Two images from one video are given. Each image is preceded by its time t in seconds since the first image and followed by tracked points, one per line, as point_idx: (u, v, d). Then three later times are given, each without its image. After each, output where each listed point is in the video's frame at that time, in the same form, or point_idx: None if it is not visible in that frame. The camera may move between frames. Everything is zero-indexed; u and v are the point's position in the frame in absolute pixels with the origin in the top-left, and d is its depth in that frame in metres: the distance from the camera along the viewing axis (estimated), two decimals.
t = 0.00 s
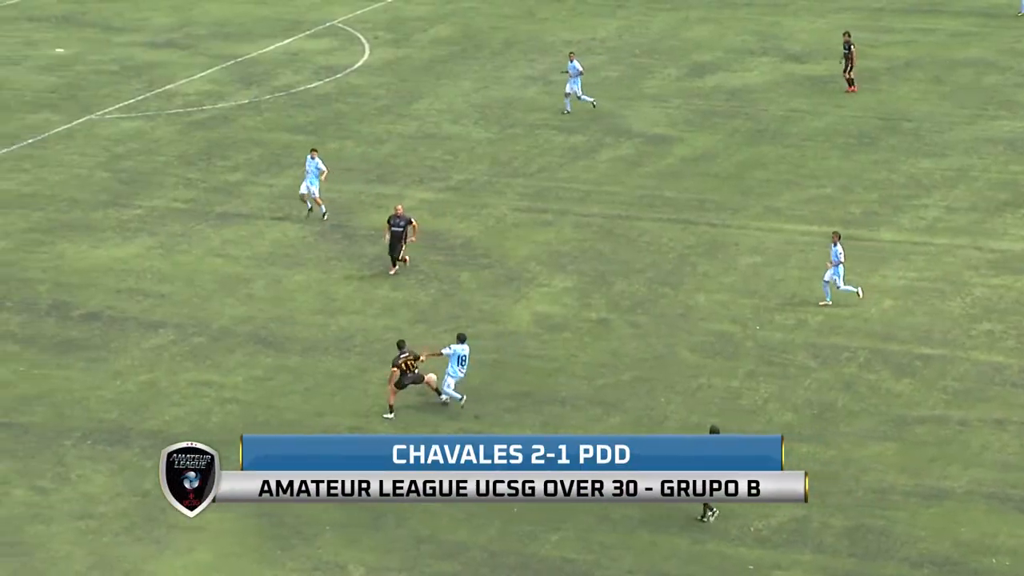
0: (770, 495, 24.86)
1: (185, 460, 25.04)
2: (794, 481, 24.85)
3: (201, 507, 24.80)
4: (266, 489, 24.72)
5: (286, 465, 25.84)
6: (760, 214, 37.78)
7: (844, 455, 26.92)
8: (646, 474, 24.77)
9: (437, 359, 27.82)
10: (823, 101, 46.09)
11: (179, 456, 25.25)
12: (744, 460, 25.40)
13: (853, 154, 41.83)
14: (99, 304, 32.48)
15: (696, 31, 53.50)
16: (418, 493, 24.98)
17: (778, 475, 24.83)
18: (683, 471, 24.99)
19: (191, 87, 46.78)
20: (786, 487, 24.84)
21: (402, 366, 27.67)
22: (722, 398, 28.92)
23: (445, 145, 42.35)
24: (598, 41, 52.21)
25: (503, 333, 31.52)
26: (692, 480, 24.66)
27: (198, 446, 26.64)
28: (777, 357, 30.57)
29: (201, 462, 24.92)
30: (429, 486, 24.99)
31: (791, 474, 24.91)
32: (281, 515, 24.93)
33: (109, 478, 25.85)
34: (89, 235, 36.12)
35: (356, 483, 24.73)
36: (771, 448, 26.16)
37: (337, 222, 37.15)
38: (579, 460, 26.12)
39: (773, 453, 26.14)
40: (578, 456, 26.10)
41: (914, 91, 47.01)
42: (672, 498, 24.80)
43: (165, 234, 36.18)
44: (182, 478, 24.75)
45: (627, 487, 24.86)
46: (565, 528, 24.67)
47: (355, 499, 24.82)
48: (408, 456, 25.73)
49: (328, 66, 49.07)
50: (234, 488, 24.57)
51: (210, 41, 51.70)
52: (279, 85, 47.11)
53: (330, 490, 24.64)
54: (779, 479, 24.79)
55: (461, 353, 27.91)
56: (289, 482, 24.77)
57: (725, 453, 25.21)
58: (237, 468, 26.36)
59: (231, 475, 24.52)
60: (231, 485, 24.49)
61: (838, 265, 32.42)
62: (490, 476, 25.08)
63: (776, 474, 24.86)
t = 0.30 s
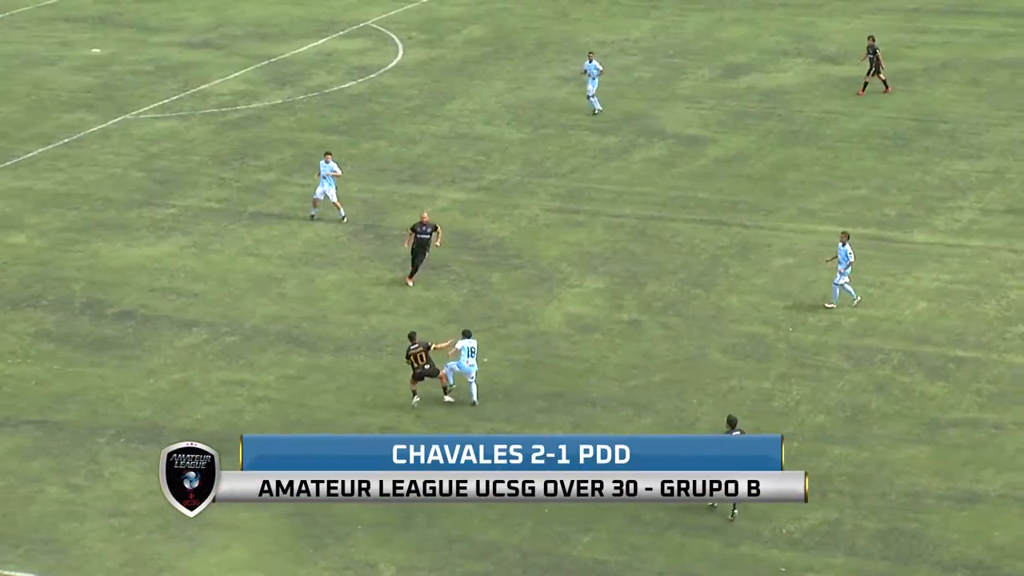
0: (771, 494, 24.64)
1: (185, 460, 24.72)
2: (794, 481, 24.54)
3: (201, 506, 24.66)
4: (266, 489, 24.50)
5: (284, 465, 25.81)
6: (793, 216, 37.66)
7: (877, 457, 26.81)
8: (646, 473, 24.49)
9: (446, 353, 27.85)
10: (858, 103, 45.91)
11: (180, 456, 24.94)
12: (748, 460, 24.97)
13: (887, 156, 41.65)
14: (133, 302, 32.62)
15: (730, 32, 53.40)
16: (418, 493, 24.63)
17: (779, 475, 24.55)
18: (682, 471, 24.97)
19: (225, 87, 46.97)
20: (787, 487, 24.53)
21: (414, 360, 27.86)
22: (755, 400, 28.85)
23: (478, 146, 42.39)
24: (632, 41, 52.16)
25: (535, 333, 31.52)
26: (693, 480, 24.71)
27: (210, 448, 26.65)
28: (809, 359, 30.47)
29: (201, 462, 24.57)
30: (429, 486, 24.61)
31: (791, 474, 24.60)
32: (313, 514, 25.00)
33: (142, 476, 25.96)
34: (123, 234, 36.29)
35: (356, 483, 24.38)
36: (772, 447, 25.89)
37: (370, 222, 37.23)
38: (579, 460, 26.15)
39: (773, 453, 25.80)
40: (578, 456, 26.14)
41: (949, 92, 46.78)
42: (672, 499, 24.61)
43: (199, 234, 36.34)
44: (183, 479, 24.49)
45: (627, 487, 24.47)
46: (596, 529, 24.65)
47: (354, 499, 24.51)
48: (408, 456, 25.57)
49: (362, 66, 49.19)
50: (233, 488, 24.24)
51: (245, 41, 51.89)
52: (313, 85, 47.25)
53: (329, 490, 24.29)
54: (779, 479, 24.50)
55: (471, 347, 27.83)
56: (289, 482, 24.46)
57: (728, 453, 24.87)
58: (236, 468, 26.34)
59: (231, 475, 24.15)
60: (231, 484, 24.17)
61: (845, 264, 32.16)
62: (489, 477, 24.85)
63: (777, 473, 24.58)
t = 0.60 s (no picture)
0: (770, 494, 24.98)
1: (185, 460, 24.97)
2: (794, 481, 24.83)
3: (201, 506, 24.83)
4: (266, 489, 24.79)
5: (285, 464, 25.95)
6: (814, 217, 37.56)
7: (897, 459, 26.72)
8: (646, 473, 24.76)
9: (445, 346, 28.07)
10: (879, 104, 45.75)
11: (179, 456, 25.17)
12: (749, 459, 25.25)
13: (909, 157, 41.49)
14: (154, 302, 32.70)
15: (751, 33, 53.29)
16: (418, 493, 24.87)
17: (779, 475, 24.87)
18: (682, 471, 25.32)
19: (246, 88, 47.05)
20: (786, 488, 24.82)
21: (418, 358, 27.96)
22: (775, 401, 28.78)
23: (498, 147, 42.38)
24: (652, 42, 52.07)
25: (554, 334, 31.50)
26: (693, 481, 25.04)
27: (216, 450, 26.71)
28: (829, 360, 30.39)
29: (201, 462, 24.83)
30: (429, 486, 24.88)
31: (791, 474, 24.90)
32: (332, 515, 25.02)
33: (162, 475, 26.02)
34: (144, 233, 36.39)
35: (356, 483, 24.72)
36: (771, 447, 25.83)
37: (390, 223, 37.27)
38: (579, 460, 26.31)
39: (772, 453, 25.80)
40: (578, 457, 26.30)
41: (971, 93, 46.59)
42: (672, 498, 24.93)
43: (219, 234, 36.41)
44: (183, 479, 24.71)
45: (627, 487, 24.78)
46: (614, 531, 24.62)
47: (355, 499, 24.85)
48: (408, 456, 25.83)
49: (382, 67, 49.23)
50: (233, 488, 24.57)
51: (267, 42, 51.97)
52: (334, 86, 47.30)
53: (330, 490, 24.64)
54: (779, 479, 24.83)
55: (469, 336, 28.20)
56: (289, 482, 24.80)
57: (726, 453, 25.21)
58: (236, 468, 26.38)
59: (232, 475, 24.49)
60: (231, 484, 24.51)
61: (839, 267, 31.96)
62: (490, 477, 25.06)
63: (776, 474, 24.89)
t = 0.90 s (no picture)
0: (770, 495, 25.08)
1: (185, 460, 25.00)
2: (794, 481, 24.89)
3: (201, 506, 24.84)
4: (266, 489, 24.87)
5: (287, 464, 25.93)
6: (826, 218, 37.53)
7: (909, 461, 26.68)
8: (646, 474, 24.82)
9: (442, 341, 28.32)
10: (891, 105, 45.70)
11: (179, 456, 25.20)
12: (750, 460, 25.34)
13: (921, 159, 41.43)
14: (166, 303, 32.78)
15: (763, 34, 53.24)
16: (419, 493, 25.03)
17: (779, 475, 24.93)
18: (683, 471, 25.37)
19: (258, 89, 47.14)
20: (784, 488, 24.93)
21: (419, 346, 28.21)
22: (786, 403, 28.76)
23: (510, 148, 42.40)
24: (664, 44, 52.06)
25: (566, 335, 31.51)
26: (693, 481, 25.12)
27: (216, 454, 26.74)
28: (841, 362, 30.35)
29: (201, 462, 24.86)
30: (429, 487, 25.05)
31: (791, 474, 24.96)
32: (342, 515, 25.06)
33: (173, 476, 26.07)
34: (157, 234, 36.48)
35: (356, 483, 24.85)
36: (771, 447, 25.55)
37: (402, 224, 37.30)
38: (579, 460, 26.36)
39: (773, 453, 25.56)
40: (578, 457, 26.35)
41: (983, 95, 46.51)
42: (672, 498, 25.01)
43: (231, 235, 36.47)
44: (183, 478, 24.74)
45: (627, 487, 24.87)
46: (625, 532, 24.61)
47: (355, 499, 24.97)
48: (408, 456, 25.92)
49: (394, 68, 49.28)
50: (233, 488, 24.64)
51: (279, 43, 52.06)
52: (346, 87, 47.36)
53: (330, 490, 24.74)
54: (779, 479, 24.91)
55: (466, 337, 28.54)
56: (289, 482, 24.87)
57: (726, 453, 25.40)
58: (236, 468, 26.45)
59: (232, 475, 24.55)
60: (231, 484, 24.58)
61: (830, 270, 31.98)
62: (490, 477, 25.27)
63: (776, 474, 24.99)
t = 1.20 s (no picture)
0: (770, 495, 25.22)
1: (185, 460, 24.81)
2: (794, 481, 25.08)
3: (201, 506, 24.75)
4: (266, 489, 25.14)
5: (288, 464, 26.35)
6: (833, 220, 37.48)
7: (916, 463, 26.64)
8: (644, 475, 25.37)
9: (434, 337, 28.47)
10: (899, 107, 45.63)
11: (179, 456, 25.02)
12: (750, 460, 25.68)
13: (929, 160, 41.37)
14: (173, 304, 32.80)
15: (770, 36, 53.17)
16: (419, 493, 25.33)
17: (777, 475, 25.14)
18: (682, 471, 25.75)
19: (266, 90, 47.16)
20: (780, 488, 25.12)
21: (413, 337, 28.51)
22: (793, 404, 28.73)
23: (517, 149, 42.39)
24: (672, 45, 52.01)
25: (572, 336, 31.49)
26: (692, 481, 25.46)
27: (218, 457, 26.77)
28: (848, 363, 30.32)
29: (201, 461, 24.65)
30: (429, 487, 25.39)
31: (791, 475, 25.15)
32: (349, 516, 25.07)
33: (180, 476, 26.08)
34: (164, 235, 36.52)
35: (356, 483, 25.27)
36: (771, 447, 25.98)
37: (409, 225, 37.31)
38: (580, 460, 26.58)
39: (773, 453, 25.96)
40: (578, 456, 26.57)
41: (991, 96, 46.44)
42: (671, 499, 25.40)
43: (239, 236, 36.49)
44: (183, 478, 24.58)
45: (627, 488, 25.36)
46: (631, 533, 24.60)
47: (355, 499, 25.32)
48: (408, 456, 26.38)
49: (401, 69, 49.27)
50: (233, 489, 24.90)
51: (286, 44, 52.09)
52: (353, 88, 47.37)
53: (330, 490, 25.15)
54: (778, 480, 25.07)
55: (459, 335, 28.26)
56: (289, 483, 25.21)
57: (719, 452, 25.77)
58: (236, 468, 26.57)
59: (231, 475, 24.87)
60: (231, 485, 24.85)
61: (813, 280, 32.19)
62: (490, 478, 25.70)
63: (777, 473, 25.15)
